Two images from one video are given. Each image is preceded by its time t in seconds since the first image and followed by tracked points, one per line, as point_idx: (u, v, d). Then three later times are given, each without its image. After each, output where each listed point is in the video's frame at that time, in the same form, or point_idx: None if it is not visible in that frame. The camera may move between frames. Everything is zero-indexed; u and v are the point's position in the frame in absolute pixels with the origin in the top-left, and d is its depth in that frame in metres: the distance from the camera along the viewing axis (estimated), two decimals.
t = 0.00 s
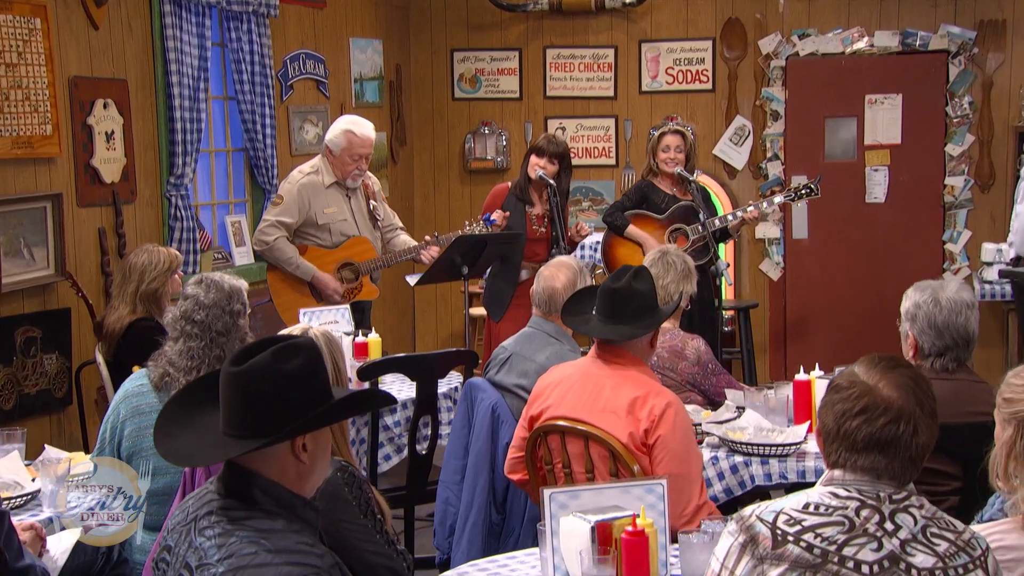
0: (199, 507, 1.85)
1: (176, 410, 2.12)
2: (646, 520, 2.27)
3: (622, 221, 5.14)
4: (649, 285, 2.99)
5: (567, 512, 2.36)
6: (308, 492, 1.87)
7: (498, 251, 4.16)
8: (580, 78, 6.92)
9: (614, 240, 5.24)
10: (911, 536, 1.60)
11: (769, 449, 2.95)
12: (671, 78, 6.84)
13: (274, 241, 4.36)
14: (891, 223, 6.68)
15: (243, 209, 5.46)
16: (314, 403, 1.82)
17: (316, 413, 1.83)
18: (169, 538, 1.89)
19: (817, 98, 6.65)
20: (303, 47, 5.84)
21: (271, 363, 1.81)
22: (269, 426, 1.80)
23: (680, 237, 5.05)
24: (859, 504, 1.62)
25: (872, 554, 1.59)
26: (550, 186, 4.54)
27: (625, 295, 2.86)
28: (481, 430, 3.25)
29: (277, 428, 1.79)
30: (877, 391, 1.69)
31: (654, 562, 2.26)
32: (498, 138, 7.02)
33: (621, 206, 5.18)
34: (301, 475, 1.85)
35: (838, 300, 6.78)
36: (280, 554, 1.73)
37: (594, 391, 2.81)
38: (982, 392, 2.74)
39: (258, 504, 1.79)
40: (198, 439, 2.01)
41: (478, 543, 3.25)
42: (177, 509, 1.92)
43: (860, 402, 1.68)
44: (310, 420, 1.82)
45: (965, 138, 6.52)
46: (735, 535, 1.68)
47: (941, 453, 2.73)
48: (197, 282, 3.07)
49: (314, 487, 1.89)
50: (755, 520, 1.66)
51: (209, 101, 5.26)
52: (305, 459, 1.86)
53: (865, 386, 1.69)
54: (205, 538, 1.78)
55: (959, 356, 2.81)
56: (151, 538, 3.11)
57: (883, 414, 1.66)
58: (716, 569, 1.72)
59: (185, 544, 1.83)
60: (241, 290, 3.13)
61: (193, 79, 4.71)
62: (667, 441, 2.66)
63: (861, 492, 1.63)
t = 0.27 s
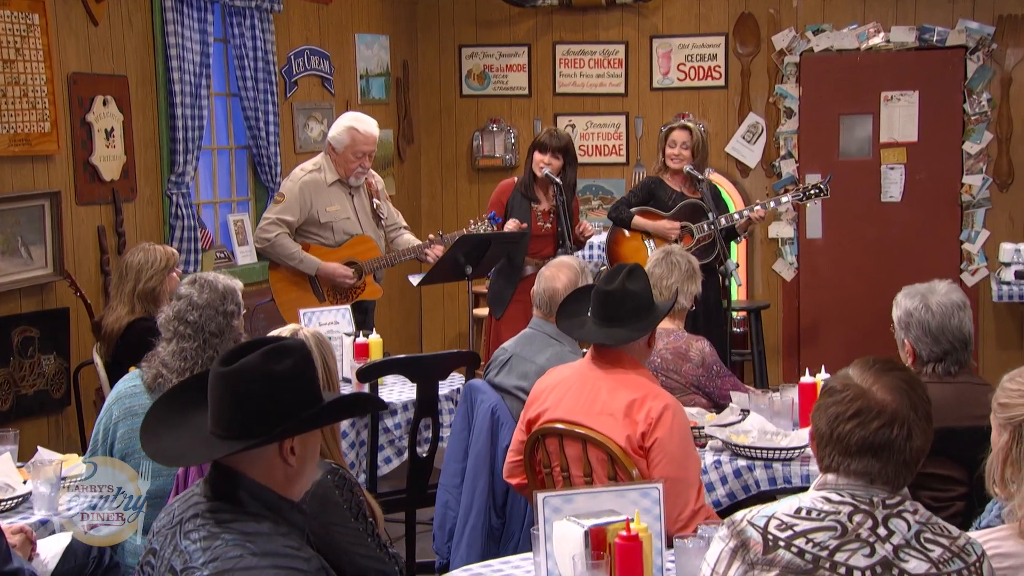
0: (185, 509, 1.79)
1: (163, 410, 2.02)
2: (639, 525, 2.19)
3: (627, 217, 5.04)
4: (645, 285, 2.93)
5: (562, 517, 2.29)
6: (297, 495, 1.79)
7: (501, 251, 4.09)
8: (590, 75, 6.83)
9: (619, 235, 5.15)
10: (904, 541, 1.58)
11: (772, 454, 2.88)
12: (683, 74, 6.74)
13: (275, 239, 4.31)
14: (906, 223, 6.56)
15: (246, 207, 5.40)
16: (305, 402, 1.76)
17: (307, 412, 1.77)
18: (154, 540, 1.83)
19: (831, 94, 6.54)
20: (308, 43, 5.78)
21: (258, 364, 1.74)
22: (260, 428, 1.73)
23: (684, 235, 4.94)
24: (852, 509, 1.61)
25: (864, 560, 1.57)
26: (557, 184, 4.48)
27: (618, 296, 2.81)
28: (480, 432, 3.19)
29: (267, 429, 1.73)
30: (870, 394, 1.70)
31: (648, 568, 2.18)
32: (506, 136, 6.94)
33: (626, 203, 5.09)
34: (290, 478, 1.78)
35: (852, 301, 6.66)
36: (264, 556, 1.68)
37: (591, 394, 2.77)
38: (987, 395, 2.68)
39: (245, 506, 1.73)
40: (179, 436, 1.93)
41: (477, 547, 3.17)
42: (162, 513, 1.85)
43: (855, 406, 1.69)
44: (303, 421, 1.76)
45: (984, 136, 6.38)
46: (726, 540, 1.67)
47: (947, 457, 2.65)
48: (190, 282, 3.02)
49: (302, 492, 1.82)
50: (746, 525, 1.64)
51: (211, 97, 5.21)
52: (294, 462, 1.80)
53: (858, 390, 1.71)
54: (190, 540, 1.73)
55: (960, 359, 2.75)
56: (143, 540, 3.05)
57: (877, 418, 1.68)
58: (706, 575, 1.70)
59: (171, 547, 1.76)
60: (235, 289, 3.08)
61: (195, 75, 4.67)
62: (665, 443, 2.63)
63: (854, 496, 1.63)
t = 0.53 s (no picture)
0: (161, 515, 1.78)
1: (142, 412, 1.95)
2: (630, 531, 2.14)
3: (633, 218, 4.97)
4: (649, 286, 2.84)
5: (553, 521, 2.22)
6: (276, 496, 1.80)
7: (504, 251, 4.02)
8: (599, 71, 6.75)
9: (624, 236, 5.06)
10: (895, 548, 1.59)
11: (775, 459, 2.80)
12: (694, 71, 6.65)
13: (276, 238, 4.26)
14: (922, 222, 6.44)
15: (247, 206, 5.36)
16: (278, 402, 1.75)
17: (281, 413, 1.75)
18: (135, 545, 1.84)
19: (845, 91, 6.43)
20: (312, 39, 5.73)
21: (228, 366, 1.74)
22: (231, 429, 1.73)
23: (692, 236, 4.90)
24: (844, 514, 1.61)
25: (854, 565, 1.58)
26: (562, 183, 4.42)
27: (621, 296, 2.71)
28: (479, 435, 3.11)
29: (241, 431, 1.72)
30: (863, 398, 1.68)
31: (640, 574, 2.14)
32: (514, 133, 6.87)
33: (632, 204, 5.04)
34: (267, 479, 1.78)
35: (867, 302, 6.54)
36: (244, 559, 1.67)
37: (591, 395, 2.66)
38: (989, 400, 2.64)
39: (225, 510, 1.73)
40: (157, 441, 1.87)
41: (476, 551, 3.09)
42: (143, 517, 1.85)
43: (844, 410, 1.67)
44: (278, 421, 1.74)
45: (1001, 134, 6.26)
46: (716, 544, 1.67)
47: (951, 462, 2.60)
48: (182, 283, 2.97)
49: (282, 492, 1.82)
50: (735, 530, 1.65)
51: (212, 95, 5.17)
52: (272, 464, 1.79)
53: (851, 394, 1.69)
54: (170, 546, 1.71)
55: (961, 363, 2.73)
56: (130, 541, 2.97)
57: (868, 422, 1.66)
58: None
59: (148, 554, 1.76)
60: (228, 290, 3.03)
61: (195, 73, 4.63)
62: (666, 447, 2.52)
63: (845, 501, 1.63)
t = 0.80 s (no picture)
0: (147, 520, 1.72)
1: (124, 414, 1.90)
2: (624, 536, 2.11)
3: (643, 221, 4.88)
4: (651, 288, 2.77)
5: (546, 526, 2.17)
6: (262, 501, 1.73)
7: (509, 251, 3.95)
8: (611, 68, 6.66)
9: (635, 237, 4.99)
10: (886, 556, 1.54)
11: (779, 464, 2.72)
12: (707, 68, 6.54)
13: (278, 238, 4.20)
14: (939, 223, 6.32)
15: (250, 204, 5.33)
16: (267, 404, 1.70)
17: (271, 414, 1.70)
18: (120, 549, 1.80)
19: (861, 88, 6.31)
20: (317, 36, 5.68)
21: (215, 369, 1.68)
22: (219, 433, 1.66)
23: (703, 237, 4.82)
24: (835, 520, 1.57)
25: (845, 572, 1.53)
26: (568, 181, 4.34)
27: (623, 299, 2.63)
28: (479, 437, 3.04)
29: (230, 434, 1.66)
30: (855, 402, 1.64)
31: None
32: (523, 131, 6.79)
33: (643, 204, 4.93)
34: (253, 483, 1.71)
35: (883, 304, 6.43)
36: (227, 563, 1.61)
37: (591, 398, 2.58)
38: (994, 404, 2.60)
39: (210, 515, 1.67)
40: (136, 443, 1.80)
41: (475, 556, 3.02)
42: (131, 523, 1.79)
43: (837, 414, 1.63)
44: (268, 423, 1.69)
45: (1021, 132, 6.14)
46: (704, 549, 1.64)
47: (952, 465, 2.58)
48: (176, 283, 2.92)
49: (269, 496, 1.75)
50: (725, 535, 1.61)
51: (215, 92, 5.12)
52: (258, 468, 1.72)
53: (843, 397, 1.65)
54: (153, 550, 1.66)
55: (971, 367, 2.66)
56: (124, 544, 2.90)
57: (860, 427, 1.62)
58: None
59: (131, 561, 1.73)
60: (223, 290, 2.98)
61: (197, 70, 4.59)
62: (666, 452, 2.45)
63: (836, 507, 1.59)
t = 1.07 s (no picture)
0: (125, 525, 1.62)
1: (106, 414, 1.80)
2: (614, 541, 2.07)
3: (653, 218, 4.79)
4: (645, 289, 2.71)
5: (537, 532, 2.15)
6: (244, 504, 1.65)
7: (512, 251, 3.89)
8: (619, 65, 6.58)
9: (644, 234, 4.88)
10: (873, 561, 1.53)
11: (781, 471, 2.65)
12: (717, 65, 6.45)
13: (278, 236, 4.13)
14: (954, 223, 6.20)
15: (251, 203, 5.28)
16: (250, 406, 1.64)
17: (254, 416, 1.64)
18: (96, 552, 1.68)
19: (875, 85, 6.21)
20: (319, 32, 5.62)
21: (195, 371, 1.62)
22: (202, 435, 1.59)
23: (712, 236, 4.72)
24: (822, 525, 1.56)
25: None
26: (572, 179, 4.27)
27: (617, 301, 2.58)
28: (475, 440, 2.98)
29: (213, 436, 1.59)
30: (843, 405, 1.61)
31: None
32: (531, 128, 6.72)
33: (651, 201, 4.85)
34: (234, 486, 1.64)
35: (896, 305, 6.33)
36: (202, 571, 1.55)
37: (584, 402, 2.53)
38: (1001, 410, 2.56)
39: (191, 518, 1.60)
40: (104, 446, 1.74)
41: (470, 561, 2.97)
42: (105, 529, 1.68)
43: (825, 416, 1.61)
44: (253, 424, 1.63)
45: None
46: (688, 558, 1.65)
47: (953, 469, 2.61)
48: (166, 287, 2.86)
49: (251, 500, 1.68)
50: (711, 541, 1.61)
51: (214, 88, 5.07)
52: (238, 471, 1.65)
53: (831, 401, 1.62)
54: (133, 554, 1.57)
55: (979, 371, 2.67)
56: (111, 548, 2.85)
57: (848, 430, 1.59)
58: None
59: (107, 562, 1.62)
60: (214, 291, 2.93)
61: (196, 66, 4.54)
62: (661, 456, 2.40)
63: (824, 512, 1.57)
